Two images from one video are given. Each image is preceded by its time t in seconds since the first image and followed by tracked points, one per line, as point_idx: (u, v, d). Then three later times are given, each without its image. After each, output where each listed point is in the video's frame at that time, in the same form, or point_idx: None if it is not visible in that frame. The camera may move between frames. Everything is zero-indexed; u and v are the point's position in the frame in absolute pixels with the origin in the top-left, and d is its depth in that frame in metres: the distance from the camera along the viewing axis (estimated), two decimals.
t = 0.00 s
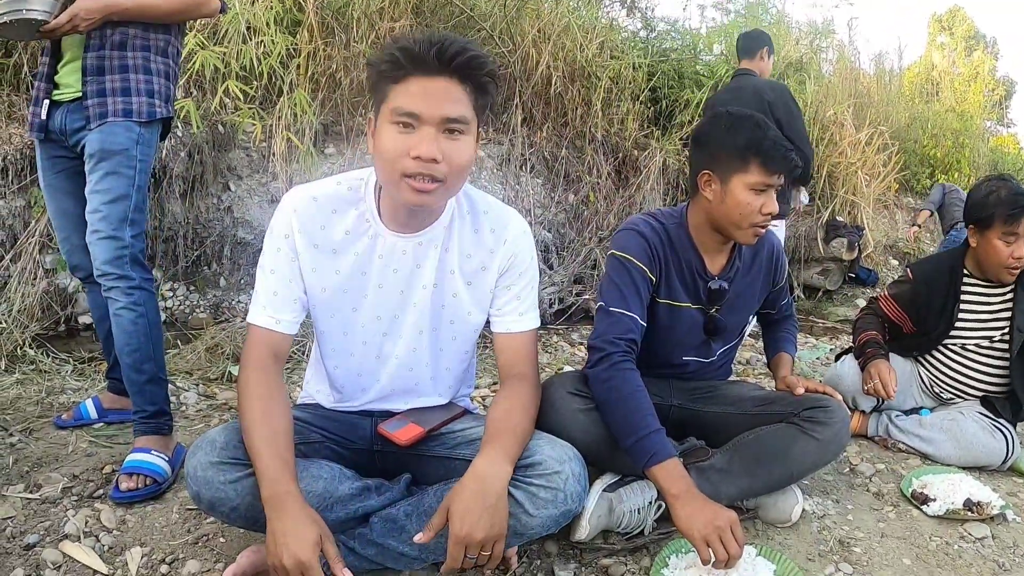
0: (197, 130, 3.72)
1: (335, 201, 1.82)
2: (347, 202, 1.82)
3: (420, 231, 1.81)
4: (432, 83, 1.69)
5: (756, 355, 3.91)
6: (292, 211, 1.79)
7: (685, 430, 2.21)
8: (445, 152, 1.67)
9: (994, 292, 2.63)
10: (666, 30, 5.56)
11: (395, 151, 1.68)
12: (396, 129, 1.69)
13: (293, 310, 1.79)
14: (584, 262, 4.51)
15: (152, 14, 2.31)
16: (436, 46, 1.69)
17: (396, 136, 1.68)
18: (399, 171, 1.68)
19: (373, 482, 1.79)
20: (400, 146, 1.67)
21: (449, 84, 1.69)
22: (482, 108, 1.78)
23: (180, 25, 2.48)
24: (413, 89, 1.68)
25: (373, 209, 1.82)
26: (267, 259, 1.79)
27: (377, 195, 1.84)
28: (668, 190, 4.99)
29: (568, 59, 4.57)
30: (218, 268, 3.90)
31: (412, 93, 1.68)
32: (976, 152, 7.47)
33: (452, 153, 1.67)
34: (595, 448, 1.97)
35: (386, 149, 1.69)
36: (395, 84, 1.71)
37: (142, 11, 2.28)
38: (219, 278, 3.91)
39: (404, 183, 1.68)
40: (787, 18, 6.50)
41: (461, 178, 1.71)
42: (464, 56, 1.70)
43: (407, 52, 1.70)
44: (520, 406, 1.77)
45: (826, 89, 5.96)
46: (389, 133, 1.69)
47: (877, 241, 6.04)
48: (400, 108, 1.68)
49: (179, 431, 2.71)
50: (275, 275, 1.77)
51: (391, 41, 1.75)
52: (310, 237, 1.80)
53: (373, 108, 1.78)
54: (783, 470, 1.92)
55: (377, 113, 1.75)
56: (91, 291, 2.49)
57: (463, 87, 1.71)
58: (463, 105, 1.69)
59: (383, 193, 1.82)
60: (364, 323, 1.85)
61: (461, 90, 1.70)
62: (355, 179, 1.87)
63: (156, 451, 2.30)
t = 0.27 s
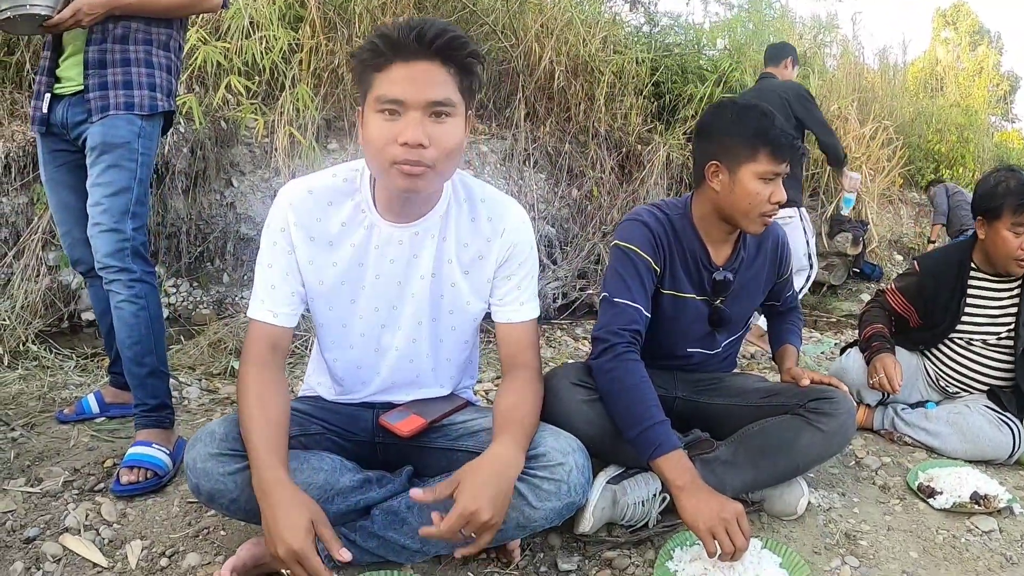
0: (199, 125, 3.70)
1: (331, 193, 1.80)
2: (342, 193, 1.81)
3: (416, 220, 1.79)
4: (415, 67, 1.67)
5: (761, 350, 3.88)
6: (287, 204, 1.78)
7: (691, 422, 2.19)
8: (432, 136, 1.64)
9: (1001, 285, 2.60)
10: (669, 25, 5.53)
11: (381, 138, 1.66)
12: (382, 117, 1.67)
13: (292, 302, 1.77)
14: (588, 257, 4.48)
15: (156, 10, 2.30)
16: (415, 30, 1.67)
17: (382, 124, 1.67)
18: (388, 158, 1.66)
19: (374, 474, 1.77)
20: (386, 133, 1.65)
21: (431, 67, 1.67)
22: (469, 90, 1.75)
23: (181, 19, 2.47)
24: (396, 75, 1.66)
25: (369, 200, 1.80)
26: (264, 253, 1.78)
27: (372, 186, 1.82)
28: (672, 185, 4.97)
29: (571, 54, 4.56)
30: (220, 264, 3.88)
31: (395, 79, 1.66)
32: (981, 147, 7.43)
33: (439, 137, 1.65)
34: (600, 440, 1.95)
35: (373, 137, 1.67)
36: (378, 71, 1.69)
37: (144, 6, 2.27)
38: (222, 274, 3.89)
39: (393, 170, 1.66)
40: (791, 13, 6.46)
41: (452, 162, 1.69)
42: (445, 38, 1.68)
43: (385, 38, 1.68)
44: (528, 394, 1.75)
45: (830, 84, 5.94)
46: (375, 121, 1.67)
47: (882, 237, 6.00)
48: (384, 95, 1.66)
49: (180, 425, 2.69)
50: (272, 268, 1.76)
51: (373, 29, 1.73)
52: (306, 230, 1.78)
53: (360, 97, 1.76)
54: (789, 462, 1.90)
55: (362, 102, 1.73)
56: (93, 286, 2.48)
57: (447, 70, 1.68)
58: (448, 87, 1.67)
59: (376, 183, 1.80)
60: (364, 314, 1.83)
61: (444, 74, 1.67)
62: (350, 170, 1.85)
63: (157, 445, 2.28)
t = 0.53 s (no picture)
0: (204, 119, 3.69)
1: (333, 179, 1.79)
2: (345, 179, 1.80)
3: (418, 206, 1.79)
4: (413, 54, 1.65)
5: (768, 343, 3.87)
6: (289, 191, 1.77)
7: (697, 409, 2.18)
8: (431, 123, 1.64)
9: (1007, 275, 2.58)
10: (675, 20, 5.51)
11: (381, 127, 1.65)
12: (381, 105, 1.66)
13: (295, 288, 1.76)
14: (594, 251, 4.47)
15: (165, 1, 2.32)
16: (413, 17, 1.65)
17: (381, 112, 1.66)
18: (388, 146, 1.65)
19: (379, 457, 1.76)
20: (386, 122, 1.64)
21: (430, 54, 1.66)
22: (469, 76, 1.74)
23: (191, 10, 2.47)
24: (394, 63, 1.65)
25: (371, 185, 1.79)
26: (268, 240, 1.78)
27: (374, 172, 1.81)
28: (678, 180, 4.95)
29: (577, 48, 4.54)
30: (227, 258, 3.88)
31: (394, 67, 1.65)
32: (987, 142, 7.39)
33: (439, 124, 1.64)
34: (606, 424, 1.94)
35: (373, 125, 1.66)
36: (377, 59, 1.68)
37: None
38: (228, 267, 3.89)
39: (393, 158, 1.66)
40: (796, 10, 6.42)
41: (453, 149, 1.68)
42: (444, 24, 1.66)
43: (383, 26, 1.66)
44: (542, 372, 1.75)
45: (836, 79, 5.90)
46: (375, 109, 1.66)
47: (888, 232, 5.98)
48: (383, 84, 1.65)
49: (186, 414, 2.69)
50: (276, 255, 1.76)
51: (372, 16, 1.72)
52: (308, 216, 1.77)
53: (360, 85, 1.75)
54: (795, 447, 1.89)
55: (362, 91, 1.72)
56: (99, 275, 2.47)
57: (445, 56, 1.67)
58: (447, 73, 1.66)
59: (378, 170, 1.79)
60: (367, 300, 1.82)
61: (443, 60, 1.66)
62: (352, 156, 1.84)
63: (163, 431, 2.28)
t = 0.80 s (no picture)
0: (212, 117, 3.75)
1: (345, 177, 1.85)
2: (355, 177, 1.86)
3: (427, 203, 1.85)
4: (426, 58, 1.71)
5: (768, 339, 3.92)
6: (302, 189, 1.83)
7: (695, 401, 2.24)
8: (442, 125, 1.69)
9: (999, 268, 2.63)
10: (679, 17, 5.54)
11: (393, 127, 1.71)
12: (394, 107, 1.72)
13: (310, 282, 1.82)
14: (598, 247, 4.52)
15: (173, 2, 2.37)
16: (426, 22, 1.71)
17: (394, 113, 1.71)
18: (399, 146, 1.70)
19: (386, 444, 1.82)
20: (398, 123, 1.70)
21: (442, 57, 1.71)
22: (478, 79, 1.79)
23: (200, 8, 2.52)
24: (407, 66, 1.71)
25: (381, 183, 1.85)
26: (282, 236, 1.84)
27: (384, 171, 1.87)
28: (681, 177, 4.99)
29: (581, 46, 4.58)
30: (234, 254, 3.96)
31: (407, 70, 1.70)
32: (992, 139, 7.40)
33: (449, 126, 1.70)
34: (606, 413, 2.00)
35: (385, 126, 1.72)
36: (390, 62, 1.73)
37: None
38: (236, 264, 3.97)
39: (404, 158, 1.71)
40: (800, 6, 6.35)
41: (462, 150, 1.74)
42: (456, 29, 1.72)
43: (398, 30, 1.72)
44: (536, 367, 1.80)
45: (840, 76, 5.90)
46: (388, 110, 1.72)
47: (890, 229, 6.01)
48: (396, 86, 1.70)
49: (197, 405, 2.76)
50: (291, 250, 1.81)
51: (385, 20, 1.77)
52: (320, 213, 1.83)
53: (372, 86, 1.81)
54: (790, 437, 1.94)
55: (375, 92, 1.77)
56: (114, 269, 2.54)
57: (456, 60, 1.72)
58: (458, 76, 1.71)
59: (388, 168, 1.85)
60: (376, 294, 1.88)
61: (454, 64, 1.71)
62: (362, 155, 1.90)
63: (175, 421, 2.34)
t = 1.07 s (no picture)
0: (219, 121, 3.85)
1: (356, 184, 1.94)
2: (367, 184, 1.94)
3: (434, 211, 1.93)
4: (445, 74, 1.79)
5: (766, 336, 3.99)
6: (316, 195, 1.92)
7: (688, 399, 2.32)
8: (456, 139, 1.78)
9: (987, 266, 2.70)
10: (680, 16, 5.59)
11: (409, 138, 1.79)
12: (411, 118, 1.80)
13: (321, 283, 1.91)
14: (599, 246, 4.60)
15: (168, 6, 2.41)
16: (448, 41, 1.79)
17: (411, 124, 1.79)
18: (413, 156, 1.79)
19: (390, 441, 1.91)
20: (414, 134, 1.78)
21: (460, 75, 1.80)
22: (491, 97, 1.88)
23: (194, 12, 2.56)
24: (427, 80, 1.79)
25: (391, 191, 1.94)
26: (295, 239, 1.92)
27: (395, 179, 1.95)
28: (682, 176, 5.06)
29: (582, 46, 4.65)
30: (240, 255, 4.06)
31: (427, 85, 1.78)
32: (996, 135, 7.41)
33: (463, 140, 1.78)
34: (601, 410, 2.08)
35: (401, 136, 1.80)
36: (410, 76, 1.81)
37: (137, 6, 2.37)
38: (242, 264, 4.07)
39: (417, 167, 1.80)
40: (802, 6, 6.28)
41: (472, 164, 1.82)
42: (475, 50, 1.81)
43: (421, 47, 1.80)
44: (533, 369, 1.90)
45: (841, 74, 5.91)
46: (405, 121, 1.80)
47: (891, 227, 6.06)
48: (415, 99, 1.79)
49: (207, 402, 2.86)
50: (303, 253, 1.90)
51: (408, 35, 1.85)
52: (333, 217, 1.92)
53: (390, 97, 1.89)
54: (777, 433, 2.03)
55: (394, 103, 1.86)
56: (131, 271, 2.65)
57: (473, 78, 1.81)
58: (473, 93, 1.80)
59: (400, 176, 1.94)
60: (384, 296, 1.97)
61: (470, 82, 1.80)
62: (374, 164, 1.98)
63: (186, 412, 2.44)
